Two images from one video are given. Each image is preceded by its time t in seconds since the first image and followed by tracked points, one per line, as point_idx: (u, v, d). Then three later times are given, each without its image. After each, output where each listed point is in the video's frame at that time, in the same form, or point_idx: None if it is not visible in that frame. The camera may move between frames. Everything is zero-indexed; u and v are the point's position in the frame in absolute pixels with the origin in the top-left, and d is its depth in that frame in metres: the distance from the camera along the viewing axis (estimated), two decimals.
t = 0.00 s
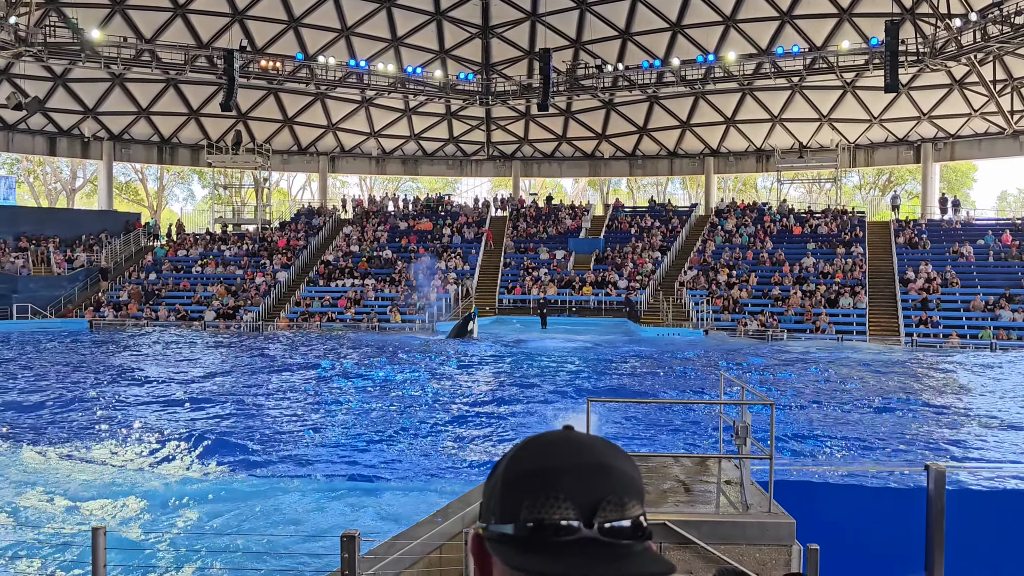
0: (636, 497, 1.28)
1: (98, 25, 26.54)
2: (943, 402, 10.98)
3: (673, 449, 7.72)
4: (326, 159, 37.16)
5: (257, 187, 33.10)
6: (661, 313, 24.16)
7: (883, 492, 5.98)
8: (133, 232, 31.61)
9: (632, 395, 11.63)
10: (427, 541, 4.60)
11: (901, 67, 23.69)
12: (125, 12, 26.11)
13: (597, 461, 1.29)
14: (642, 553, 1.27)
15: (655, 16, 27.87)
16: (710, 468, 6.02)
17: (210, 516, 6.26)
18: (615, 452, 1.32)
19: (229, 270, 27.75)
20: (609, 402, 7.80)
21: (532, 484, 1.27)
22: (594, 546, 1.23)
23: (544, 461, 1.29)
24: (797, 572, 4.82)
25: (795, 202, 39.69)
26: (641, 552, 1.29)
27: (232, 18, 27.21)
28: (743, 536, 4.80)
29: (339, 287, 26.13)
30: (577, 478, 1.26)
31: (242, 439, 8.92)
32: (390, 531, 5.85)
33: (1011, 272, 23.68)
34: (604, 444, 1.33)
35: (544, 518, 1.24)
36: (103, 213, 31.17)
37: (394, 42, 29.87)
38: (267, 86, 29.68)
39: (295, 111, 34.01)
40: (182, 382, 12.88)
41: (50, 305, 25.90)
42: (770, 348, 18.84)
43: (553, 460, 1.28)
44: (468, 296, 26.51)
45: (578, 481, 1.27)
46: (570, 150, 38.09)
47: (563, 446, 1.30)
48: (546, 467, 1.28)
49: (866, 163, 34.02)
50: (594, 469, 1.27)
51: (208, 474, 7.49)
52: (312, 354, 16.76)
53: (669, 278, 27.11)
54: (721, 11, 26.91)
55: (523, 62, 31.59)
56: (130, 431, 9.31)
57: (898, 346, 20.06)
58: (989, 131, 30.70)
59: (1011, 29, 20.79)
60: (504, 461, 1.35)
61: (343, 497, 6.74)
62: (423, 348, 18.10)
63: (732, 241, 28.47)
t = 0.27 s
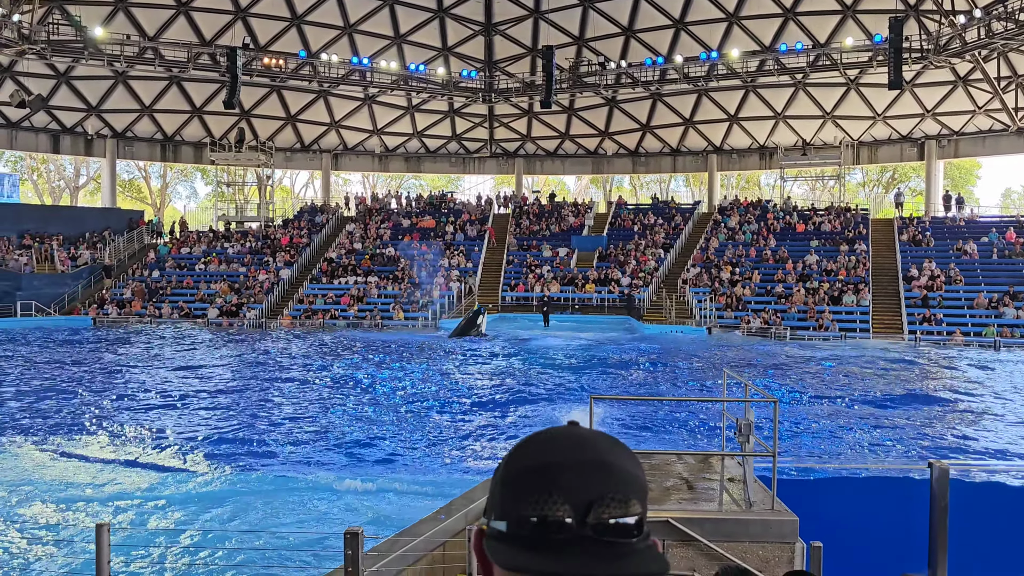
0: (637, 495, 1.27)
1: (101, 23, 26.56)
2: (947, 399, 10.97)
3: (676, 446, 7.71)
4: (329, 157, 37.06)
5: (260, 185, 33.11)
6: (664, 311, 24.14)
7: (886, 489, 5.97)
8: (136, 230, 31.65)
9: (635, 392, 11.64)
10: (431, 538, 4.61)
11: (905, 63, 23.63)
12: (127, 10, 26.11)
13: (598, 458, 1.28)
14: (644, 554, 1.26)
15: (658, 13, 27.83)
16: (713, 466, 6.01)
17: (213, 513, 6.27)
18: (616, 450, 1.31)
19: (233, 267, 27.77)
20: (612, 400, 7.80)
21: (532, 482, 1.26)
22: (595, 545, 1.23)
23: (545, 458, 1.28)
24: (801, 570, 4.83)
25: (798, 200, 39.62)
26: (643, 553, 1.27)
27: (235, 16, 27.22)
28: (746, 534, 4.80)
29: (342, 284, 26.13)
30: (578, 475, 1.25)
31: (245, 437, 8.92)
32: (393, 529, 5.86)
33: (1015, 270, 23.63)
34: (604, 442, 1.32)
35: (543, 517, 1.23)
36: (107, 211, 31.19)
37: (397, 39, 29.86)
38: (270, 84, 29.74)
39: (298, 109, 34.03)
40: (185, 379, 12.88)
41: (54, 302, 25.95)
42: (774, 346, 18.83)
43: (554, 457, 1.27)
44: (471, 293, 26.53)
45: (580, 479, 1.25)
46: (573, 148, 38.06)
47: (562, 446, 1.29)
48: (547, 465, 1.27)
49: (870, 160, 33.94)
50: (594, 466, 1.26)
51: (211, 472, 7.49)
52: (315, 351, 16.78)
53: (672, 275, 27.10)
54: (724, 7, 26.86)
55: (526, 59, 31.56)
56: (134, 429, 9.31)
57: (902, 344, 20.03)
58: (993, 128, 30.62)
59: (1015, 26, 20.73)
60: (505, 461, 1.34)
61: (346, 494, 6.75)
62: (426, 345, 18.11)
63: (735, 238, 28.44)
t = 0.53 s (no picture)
0: (619, 492, 1.24)
1: (103, 21, 26.57)
2: (949, 397, 10.96)
3: (678, 444, 7.71)
4: (331, 155, 37.28)
5: (262, 183, 33.12)
6: (666, 309, 24.14)
7: (888, 487, 5.96)
8: (138, 228, 31.68)
9: (637, 390, 11.64)
10: (433, 536, 4.62)
11: (907, 60, 23.58)
12: (129, 8, 26.11)
13: (577, 458, 1.26)
14: (630, 553, 1.22)
15: (660, 10, 27.79)
16: (715, 463, 6.01)
17: (214, 511, 6.27)
18: (599, 448, 1.29)
19: (235, 265, 27.79)
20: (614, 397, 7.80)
21: (516, 482, 1.26)
22: (576, 544, 1.20)
23: (531, 457, 1.29)
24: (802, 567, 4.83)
25: (800, 197, 39.58)
26: (634, 556, 1.23)
27: (236, 13, 27.21)
28: (749, 532, 4.81)
29: (344, 282, 26.14)
30: (556, 472, 1.25)
31: (247, 434, 8.93)
32: (395, 526, 5.86)
33: (1017, 267, 23.59)
34: (591, 439, 1.30)
35: (527, 515, 1.22)
36: (109, 209, 31.22)
37: (399, 37, 29.85)
38: (272, 82, 29.73)
39: (300, 106, 34.03)
40: (188, 377, 12.88)
41: (56, 300, 25.99)
42: (776, 344, 18.82)
43: (536, 455, 1.29)
44: (473, 291, 26.54)
45: (555, 475, 1.25)
46: (575, 146, 38.04)
47: (547, 445, 1.29)
48: (530, 464, 1.28)
49: (872, 158, 33.87)
50: (568, 463, 1.25)
51: (214, 470, 7.49)
52: (318, 349, 16.78)
53: (674, 273, 27.08)
54: (726, 4, 26.82)
55: (528, 57, 31.54)
56: (136, 426, 9.33)
57: (904, 342, 20.01)
58: (996, 126, 30.55)
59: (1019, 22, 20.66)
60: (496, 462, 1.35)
61: (349, 491, 6.76)
62: (428, 343, 18.11)
63: (737, 236, 28.41)
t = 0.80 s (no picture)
0: (616, 493, 1.23)
1: (104, 19, 26.57)
2: (950, 395, 10.96)
3: (679, 442, 7.71)
4: (332, 153, 37.29)
5: (263, 181, 33.14)
6: (667, 306, 24.14)
7: (889, 485, 5.96)
8: (139, 226, 31.70)
9: (638, 387, 11.65)
10: (434, 534, 4.63)
11: (909, 58, 23.55)
12: (130, 6, 26.10)
13: (574, 458, 1.26)
14: (631, 550, 1.23)
15: (660, 8, 27.76)
16: (716, 461, 6.01)
17: (216, 509, 6.27)
18: (597, 445, 1.28)
19: (236, 264, 27.80)
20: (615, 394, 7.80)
21: (515, 481, 1.27)
22: (575, 546, 1.20)
23: (530, 455, 1.29)
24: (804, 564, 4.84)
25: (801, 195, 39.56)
26: (634, 554, 1.24)
27: (237, 11, 27.20)
28: (750, 529, 4.81)
29: (345, 280, 26.15)
30: (552, 472, 1.25)
31: (249, 432, 8.94)
32: (397, 524, 5.87)
33: (1019, 265, 23.57)
34: (589, 437, 1.29)
35: (526, 513, 1.23)
36: (110, 207, 31.24)
37: (400, 35, 29.83)
38: (272, 80, 29.74)
39: (301, 104, 34.02)
40: (189, 375, 12.88)
41: (58, 298, 26.03)
42: (777, 341, 18.83)
43: (534, 455, 1.29)
44: (474, 289, 26.56)
45: (550, 475, 1.25)
46: (575, 143, 38.02)
47: (545, 443, 1.28)
48: (528, 462, 1.28)
49: (873, 155, 33.84)
50: (563, 463, 1.25)
51: (215, 468, 7.49)
52: (319, 347, 16.78)
53: (675, 270, 27.09)
54: (728, 2, 26.78)
55: (528, 54, 31.51)
56: (138, 424, 9.34)
57: (905, 339, 20.02)
58: (998, 123, 30.52)
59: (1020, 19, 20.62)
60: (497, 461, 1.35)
61: (350, 489, 6.77)
62: (429, 341, 18.11)
63: (738, 234, 28.41)
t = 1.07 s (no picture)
0: (622, 494, 1.20)
1: (102, 19, 26.55)
2: (949, 393, 10.95)
3: (678, 441, 7.71)
4: (331, 152, 37.30)
5: (262, 180, 33.11)
6: (666, 305, 24.15)
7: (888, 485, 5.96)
8: (138, 225, 31.68)
9: (637, 386, 11.65)
10: (433, 533, 4.63)
11: (908, 56, 23.54)
12: (128, 5, 26.08)
13: (579, 458, 1.22)
14: (636, 551, 1.20)
15: (659, 7, 27.76)
16: (716, 459, 6.01)
17: (215, 509, 6.27)
18: (602, 444, 1.24)
19: (235, 263, 27.80)
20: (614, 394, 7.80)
21: (519, 481, 1.24)
22: (579, 548, 1.17)
23: (534, 455, 1.25)
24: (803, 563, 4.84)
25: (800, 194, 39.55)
26: (640, 553, 1.20)
27: (235, 11, 27.18)
28: (749, 528, 4.81)
29: (344, 279, 26.15)
30: (554, 474, 1.22)
31: (249, 431, 8.93)
32: (396, 523, 5.87)
33: (1017, 264, 23.57)
34: (594, 435, 1.26)
35: (533, 512, 1.20)
36: (108, 207, 31.23)
37: (398, 34, 29.81)
38: (271, 79, 29.71)
39: (299, 103, 34.00)
40: (188, 374, 12.87)
41: (56, 298, 26.02)
42: (776, 340, 18.83)
43: (538, 454, 1.25)
44: (473, 289, 26.56)
45: (552, 479, 1.21)
46: (574, 142, 38.02)
47: (547, 443, 1.25)
48: (531, 463, 1.25)
49: (872, 154, 33.85)
50: (567, 465, 1.22)
51: (214, 467, 7.49)
52: (318, 346, 16.78)
53: (674, 269, 27.10)
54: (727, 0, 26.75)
55: (527, 53, 31.50)
56: (138, 424, 9.34)
57: (904, 338, 20.05)
58: (997, 122, 30.51)
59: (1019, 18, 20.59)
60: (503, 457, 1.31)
61: (350, 488, 6.77)
62: (428, 340, 18.10)
63: (737, 232, 28.44)
